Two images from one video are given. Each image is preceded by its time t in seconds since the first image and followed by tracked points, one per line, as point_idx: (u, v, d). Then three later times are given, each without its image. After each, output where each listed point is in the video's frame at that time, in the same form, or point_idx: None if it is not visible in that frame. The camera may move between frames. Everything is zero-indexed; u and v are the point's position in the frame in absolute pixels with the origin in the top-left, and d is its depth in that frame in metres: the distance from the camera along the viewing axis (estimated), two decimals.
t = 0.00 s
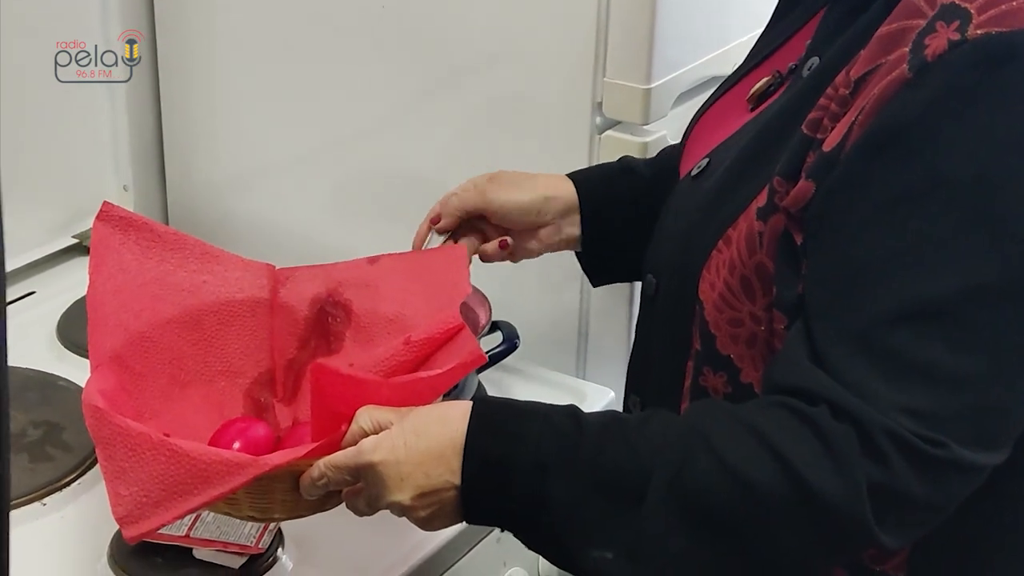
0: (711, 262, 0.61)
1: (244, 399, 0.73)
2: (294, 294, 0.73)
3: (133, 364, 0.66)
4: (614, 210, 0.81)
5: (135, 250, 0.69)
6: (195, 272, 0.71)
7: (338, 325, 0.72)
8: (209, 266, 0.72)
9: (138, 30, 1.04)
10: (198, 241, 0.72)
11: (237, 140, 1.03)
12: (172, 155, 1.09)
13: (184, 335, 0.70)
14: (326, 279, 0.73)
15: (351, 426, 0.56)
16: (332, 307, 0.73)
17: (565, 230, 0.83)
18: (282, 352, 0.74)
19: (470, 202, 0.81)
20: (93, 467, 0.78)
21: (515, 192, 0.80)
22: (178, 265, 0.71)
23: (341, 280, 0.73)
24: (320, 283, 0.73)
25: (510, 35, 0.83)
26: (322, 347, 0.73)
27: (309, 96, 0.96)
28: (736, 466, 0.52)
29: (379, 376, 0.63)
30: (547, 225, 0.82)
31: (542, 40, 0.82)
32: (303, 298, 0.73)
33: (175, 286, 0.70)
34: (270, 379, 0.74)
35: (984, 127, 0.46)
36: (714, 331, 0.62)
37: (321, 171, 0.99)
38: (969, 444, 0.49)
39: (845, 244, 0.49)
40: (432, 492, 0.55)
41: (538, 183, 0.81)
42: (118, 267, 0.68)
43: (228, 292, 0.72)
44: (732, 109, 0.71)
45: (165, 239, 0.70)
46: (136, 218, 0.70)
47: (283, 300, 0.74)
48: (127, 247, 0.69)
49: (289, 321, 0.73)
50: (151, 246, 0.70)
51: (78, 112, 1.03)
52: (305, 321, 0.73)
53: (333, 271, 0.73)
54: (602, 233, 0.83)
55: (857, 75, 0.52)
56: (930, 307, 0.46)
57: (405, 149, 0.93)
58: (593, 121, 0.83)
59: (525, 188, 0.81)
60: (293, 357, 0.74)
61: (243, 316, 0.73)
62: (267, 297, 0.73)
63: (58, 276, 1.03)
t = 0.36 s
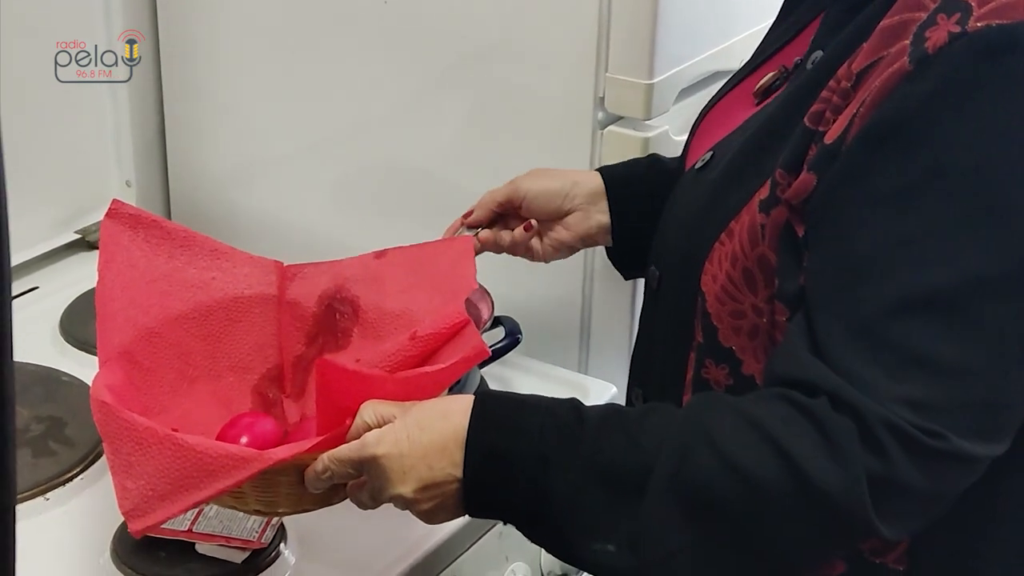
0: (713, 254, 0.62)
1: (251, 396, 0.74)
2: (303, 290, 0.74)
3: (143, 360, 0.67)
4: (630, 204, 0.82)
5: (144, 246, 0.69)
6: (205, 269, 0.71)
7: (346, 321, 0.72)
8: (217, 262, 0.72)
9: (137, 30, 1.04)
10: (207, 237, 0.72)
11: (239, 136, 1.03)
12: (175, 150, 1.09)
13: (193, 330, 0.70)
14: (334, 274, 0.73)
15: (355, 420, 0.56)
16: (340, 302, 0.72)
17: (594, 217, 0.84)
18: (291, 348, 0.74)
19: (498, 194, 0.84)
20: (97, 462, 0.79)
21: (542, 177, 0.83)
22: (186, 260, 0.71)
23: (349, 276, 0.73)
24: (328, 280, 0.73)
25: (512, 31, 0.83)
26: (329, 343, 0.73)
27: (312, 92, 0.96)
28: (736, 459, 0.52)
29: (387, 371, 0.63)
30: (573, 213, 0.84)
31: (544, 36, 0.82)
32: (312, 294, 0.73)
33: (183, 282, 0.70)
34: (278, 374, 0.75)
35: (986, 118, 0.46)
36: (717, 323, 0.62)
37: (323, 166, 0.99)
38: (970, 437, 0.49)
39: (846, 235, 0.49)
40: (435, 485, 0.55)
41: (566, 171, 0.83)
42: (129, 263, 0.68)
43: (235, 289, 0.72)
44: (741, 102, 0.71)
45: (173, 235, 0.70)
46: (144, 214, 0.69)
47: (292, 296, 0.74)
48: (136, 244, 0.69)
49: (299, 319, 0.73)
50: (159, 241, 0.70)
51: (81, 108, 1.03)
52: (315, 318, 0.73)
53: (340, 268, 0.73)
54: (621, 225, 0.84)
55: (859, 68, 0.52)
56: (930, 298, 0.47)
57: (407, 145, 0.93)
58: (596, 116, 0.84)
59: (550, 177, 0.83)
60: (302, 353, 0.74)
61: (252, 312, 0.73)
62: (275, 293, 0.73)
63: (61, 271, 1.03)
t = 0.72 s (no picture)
0: (707, 247, 0.64)
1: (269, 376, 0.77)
2: (318, 277, 0.77)
3: (161, 342, 0.71)
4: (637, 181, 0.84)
5: (165, 234, 0.73)
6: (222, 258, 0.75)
7: (360, 306, 0.75)
8: (236, 249, 0.76)
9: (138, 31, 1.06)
10: (228, 225, 0.76)
11: (244, 136, 1.05)
12: (181, 151, 1.11)
13: (209, 317, 0.74)
14: (349, 261, 0.77)
15: (358, 402, 0.59)
16: (354, 289, 0.76)
17: (600, 147, 0.84)
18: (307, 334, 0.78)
19: (515, 97, 0.83)
20: (105, 454, 0.80)
21: (559, 98, 0.83)
22: (207, 247, 0.75)
23: (363, 263, 0.76)
24: (344, 266, 0.76)
25: (512, 34, 0.86)
26: (344, 326, 0.76)
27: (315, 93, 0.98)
28: (722, 446, 0.54)
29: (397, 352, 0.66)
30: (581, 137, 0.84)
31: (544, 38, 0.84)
32: (327, 280, 0.77)
33: (201, 271, 0.74)
34: (295, 356, 0.78)
35: (972, 120, 0.48)
36: (709, 315, 0.65)
37: (327, 166, 1.01)
38: (950, 428, 0.51)
39: (836, 229, 0.51)
40: (431, 465, 0.58)
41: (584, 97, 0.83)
42: (150, 254, 0.72)
43: (254, 275, 0.76)
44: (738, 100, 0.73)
45: (194, 223, 0.74)
46: (166, 203, 0.73)
47: (309, 281, 0.77)
48: (157, 231, 0.73)
49: (315, 303, 0.77)
50: (179, 230, 0.74)
51: (89, 108, 1.05)
52: (330, 303, 0.76)
53: (355, 255, 0.77)
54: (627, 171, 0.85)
55: (851, 68, 0.54)
56: (912, 293, 0.49)
57: (409, 145, 0.95)
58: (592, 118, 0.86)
59: (570, 96, 0.83)
60: (316, 338, 0.77)
61: (266, 298, 0.77)
62: (292, 279, 0.77)
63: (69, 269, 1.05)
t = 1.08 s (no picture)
0: (696, 246, 0.69)
1: (295, 346, 0.85)
2: (341, 255, 0.84)
3: (194, 313, 0.78)
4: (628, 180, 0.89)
5: (203, 216, 0.82)
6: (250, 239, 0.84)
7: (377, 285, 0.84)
8: (268, 231, 0.84)
9: (137, 30, 1.12)
10: (260, 209, 0.85)
11: (257, 144, 1.11)
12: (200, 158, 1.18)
13: (238, 292, 0.82)
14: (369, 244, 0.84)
15: (371, 367, 0.68)
16: (373, 268, 0.84)
17: (555, 130, 0.89)
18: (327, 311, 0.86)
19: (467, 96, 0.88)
20: (132, 438, 0.87)
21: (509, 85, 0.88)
22: (241, 229, 0.84)
23: (382, 246, 0.84)
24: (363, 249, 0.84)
25: (509, 49, 0.92)
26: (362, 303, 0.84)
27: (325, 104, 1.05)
28: (699, 417, 0.60)
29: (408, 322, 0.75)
30: (535, 123, 0.88)
31: (538, 53, 0.91)
32: (348, 261, 0.84)
33: (236, 248, 0.83)
34: (318, 331, 0.86)
35: (941, 130, 0.54)
36: (697, 307, 0.70)
37: (337, 171, 1.08)
38: (907, 408, 0.57)
39: (814, 223, 0.57)
40: (433, 425, 0.66)
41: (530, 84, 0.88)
42: (185, 230, 0.81)
43: (282, 254, 0.84)
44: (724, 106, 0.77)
45: (229, 207, 0.83)
46: (202, 189, 0.83)
47: (332, 259, 0.84)
48: (194, 213, 0.82)
49: (336, 280, 0.84)
50: (214, 214, 0.83)
51: (116, 118, 1.12)
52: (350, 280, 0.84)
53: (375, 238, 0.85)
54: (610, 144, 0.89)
55: (834, 79, 0.61)
56: (874, 284, 0.55)
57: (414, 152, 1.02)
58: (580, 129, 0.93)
59: (518, 87, 0.88)
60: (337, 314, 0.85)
61: (292, 276, 0.84)
62: (316, 258, 0.84)
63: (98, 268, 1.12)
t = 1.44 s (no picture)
0: (668, 246, 0.73)
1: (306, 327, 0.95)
2: (350, 251, 0.95)
3: (217, 301, 0.87)
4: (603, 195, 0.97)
5: (226, 211, 0.91)
6: (269, 233, 0.93)
7: (379, 276, 0.93)
8: (283, 227, 0.94)
9: (138, 30, 1.17)
10: (276, 207, 0.94)
11: (277, 154, 1.22)
12: (224, 166, 1.28)
13: (259, 282, 0.91)
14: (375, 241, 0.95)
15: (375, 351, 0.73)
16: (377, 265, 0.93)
17: (517, 202, 0.96)
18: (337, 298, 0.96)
19: (438, 184, 0.93)
20: (162, 420, 0.96)
21: (477, 170, 0.94)
22: (258, 225, 0.92)
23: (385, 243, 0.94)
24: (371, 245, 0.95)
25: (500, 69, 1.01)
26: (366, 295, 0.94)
27: (335, 119, 1.15)
28: (668, 394, 0.64)
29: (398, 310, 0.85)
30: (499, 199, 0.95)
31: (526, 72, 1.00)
32: (356, 256, 0.95)
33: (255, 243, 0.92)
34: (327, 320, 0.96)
35: (893, 133, 0.57)
36: (669, 303, 0.74)
37: (346, 179, 1.17)
38: (856, 387, 0.60)
39: (779, 218, 0.61)
40: (430, 402, 0.70)
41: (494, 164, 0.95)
42: (210, 225, 0.89)
43: (296, 250, 0.93)
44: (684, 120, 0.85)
45: (248, 205, 0.92)
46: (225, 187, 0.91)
47: (341, 255, 0.95)
48: (217, 209, 0.90)
49: (345, 274, 0.95)
50: (235, 209, 0.92)
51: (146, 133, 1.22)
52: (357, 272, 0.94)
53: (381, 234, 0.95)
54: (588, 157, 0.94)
55: (792, 93, 0.64)
56: (829, 274, 0.58)
57: (416, 162, 1.11)
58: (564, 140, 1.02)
59: (484, 170, 0.94)
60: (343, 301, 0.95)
61: (307, 269, 0.94)
62: (328, 253, 0.95)
63: (129, 269, 1.22)
